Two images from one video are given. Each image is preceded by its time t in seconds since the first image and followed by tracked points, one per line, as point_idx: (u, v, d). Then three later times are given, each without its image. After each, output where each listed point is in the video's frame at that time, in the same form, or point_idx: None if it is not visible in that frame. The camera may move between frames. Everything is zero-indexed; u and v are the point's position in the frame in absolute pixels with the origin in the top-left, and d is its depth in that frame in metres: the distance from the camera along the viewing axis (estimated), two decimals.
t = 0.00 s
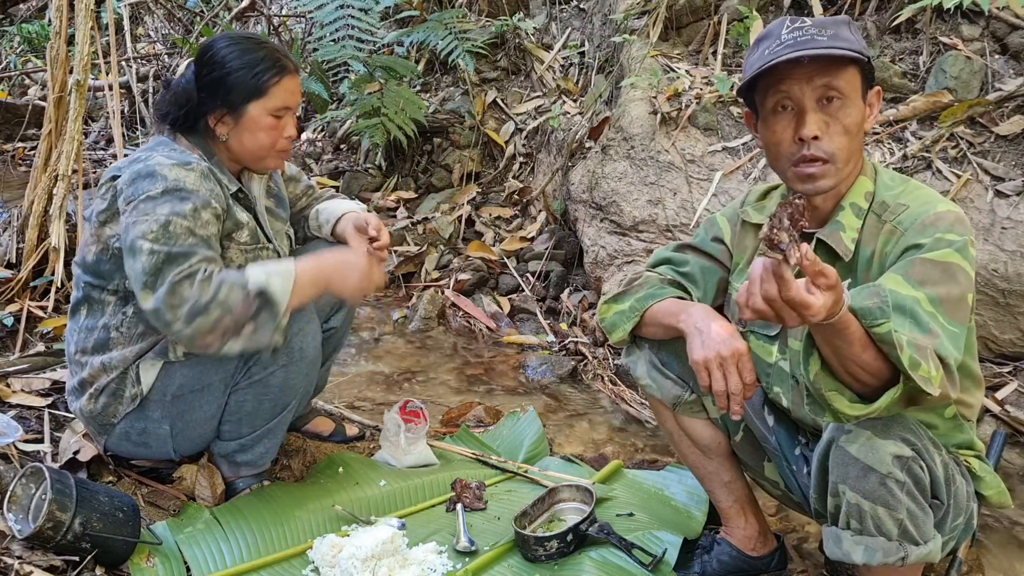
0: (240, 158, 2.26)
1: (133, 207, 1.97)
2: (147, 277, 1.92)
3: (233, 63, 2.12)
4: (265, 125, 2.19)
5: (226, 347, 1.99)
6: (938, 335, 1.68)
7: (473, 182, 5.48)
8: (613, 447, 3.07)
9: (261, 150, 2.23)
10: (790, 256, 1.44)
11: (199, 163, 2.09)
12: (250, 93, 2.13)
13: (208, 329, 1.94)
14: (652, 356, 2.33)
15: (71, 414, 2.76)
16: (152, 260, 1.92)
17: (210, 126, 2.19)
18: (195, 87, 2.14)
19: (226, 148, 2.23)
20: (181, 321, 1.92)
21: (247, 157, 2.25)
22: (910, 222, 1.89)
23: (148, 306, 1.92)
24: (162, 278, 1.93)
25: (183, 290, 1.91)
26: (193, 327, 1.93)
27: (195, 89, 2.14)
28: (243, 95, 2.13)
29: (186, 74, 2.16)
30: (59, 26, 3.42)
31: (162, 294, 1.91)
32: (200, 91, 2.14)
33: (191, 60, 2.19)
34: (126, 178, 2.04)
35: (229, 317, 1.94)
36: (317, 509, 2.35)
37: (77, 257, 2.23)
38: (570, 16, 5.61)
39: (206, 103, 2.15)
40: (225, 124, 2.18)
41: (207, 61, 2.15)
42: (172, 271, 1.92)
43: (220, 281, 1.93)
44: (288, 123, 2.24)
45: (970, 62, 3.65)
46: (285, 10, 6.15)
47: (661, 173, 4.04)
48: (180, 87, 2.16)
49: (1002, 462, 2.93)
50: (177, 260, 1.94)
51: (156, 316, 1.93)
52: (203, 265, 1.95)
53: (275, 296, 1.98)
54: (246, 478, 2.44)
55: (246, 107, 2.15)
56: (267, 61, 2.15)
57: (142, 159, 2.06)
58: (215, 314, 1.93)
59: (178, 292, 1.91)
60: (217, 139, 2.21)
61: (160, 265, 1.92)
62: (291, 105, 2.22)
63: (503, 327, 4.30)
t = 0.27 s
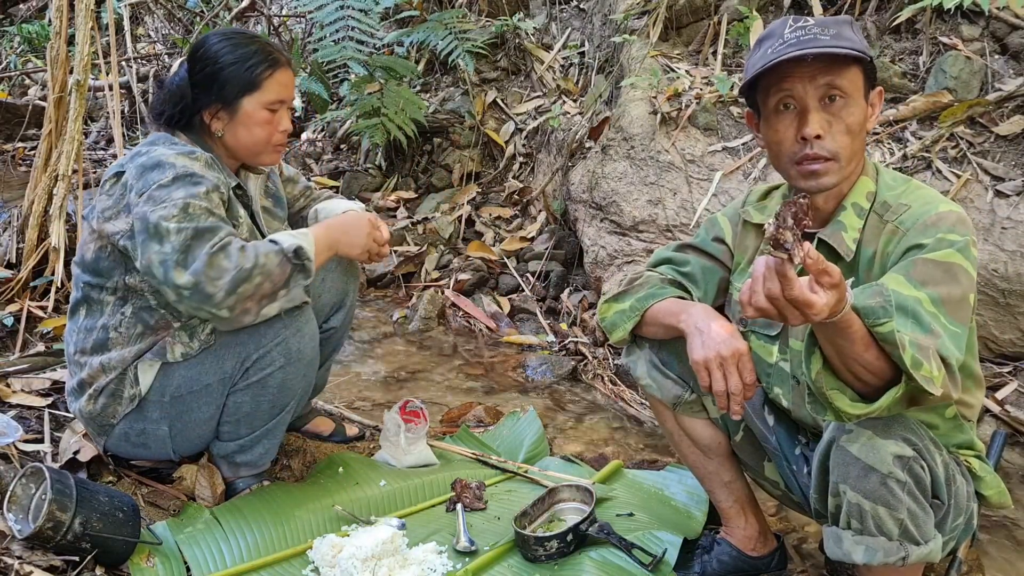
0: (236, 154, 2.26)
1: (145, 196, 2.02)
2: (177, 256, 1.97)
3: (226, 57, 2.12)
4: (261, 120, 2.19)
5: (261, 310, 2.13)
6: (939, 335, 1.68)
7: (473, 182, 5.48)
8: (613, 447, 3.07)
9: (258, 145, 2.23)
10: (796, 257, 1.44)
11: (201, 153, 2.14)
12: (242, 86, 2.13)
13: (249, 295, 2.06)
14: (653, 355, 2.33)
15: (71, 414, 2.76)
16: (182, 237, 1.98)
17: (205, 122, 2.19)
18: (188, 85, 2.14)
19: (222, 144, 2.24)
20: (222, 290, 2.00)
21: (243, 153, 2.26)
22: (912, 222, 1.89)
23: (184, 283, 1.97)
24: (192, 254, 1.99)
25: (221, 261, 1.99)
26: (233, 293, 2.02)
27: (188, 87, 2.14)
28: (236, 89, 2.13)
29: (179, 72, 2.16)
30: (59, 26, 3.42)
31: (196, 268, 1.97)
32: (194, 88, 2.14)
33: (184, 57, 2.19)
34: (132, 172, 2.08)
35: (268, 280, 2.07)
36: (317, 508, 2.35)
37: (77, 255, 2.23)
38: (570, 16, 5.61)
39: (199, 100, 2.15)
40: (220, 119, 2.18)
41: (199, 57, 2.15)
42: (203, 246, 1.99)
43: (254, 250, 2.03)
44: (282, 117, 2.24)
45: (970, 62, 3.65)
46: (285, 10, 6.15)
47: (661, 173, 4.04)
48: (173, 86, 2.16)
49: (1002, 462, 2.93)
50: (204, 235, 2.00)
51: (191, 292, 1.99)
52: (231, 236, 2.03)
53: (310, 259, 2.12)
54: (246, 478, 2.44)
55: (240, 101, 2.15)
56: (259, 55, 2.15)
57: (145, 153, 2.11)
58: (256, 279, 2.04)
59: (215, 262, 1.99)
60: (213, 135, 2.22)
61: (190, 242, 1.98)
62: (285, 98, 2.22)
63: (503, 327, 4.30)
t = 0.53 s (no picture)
0: (236, 153, 2.26)
1: (151, 195, 2.03)
2: (186, 255, 2.00)
3: (225, 56, 2.12)
4: (261, 120, 2.20)
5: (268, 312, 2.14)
6: (940, 335, 1.68)
7: (473, 182, 5.48)
8: (613, 447, 3.07)
9: (259, 146, 2.24)
10: (795, 257, 1.44)
11: (204, 151, 2.14)
12: (241, 85, 2.13)
13: (256, 295, 2.08)
14: (653, 355, 2.33)
15: (71, 414, 2.76)
16: (190, 236, 2.00)
17: (204, 122, 2.19)
18: (187, 84, 2.14)
19: (222, 143, 2.24)
20: (230, 290, 2.03)
21: (242, 152, 2.25)
22: (912, 222, 1.89)
23: (192, 281, 2.00)
24: (201, 253, 2.01)
25: (230, 260, 2.02)
26: (243, 292, 2.05)
27: (188, 86, 2.14)
28: (235, 88, 2.13)
29: (177, 72, 2.16)
30: (59, 26, 3.42)
31: (205, 267, 2.00)
32: (193, 88, 2.14)
33: (183, 56, 2.19)
34: (136, 171, 2.09)
35: (276, 280, 2.09)
36: (318, 508, 2.35)
37: (78, 255, 2.24)
38: (570, 16, 5.61)
39: (198, 99, 2.15)
40: (219, 119, 2.18)
41: (198, 57, 2.15)
42: (212, 245, 2.02)
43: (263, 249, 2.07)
44: (282, 116, 2.24)
45: (970, 62, 3.65)
46: (285, 10, 6.14)
47: (661, 173, 4.04)
48: (172, 86, 2.16)
49: (1002, 462, 2.93)
50: (212, 234, 2.02)
51: (201, 291, 2.01)
52: (239, 236, 2.06)
53: (318, 260, 2.16)
54: (246, 478, 2.44)
55: (239, 101, 2.15)
56: (258, 54, 2.15)
57: (149, 152, 2.12)
58: (265, 280, 2.07)
59: (225, 261, 2.01)
60: (213, 134, 2.22)
61: (198, 241, 2.01)
62: (284, 97, 2.22)
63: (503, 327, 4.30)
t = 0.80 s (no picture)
0: (236, 152, 2.26)
1: (152, 196, 2.02)
2: (188, 255, 2.00)
3: (230, 56, 2.13)
4: (264, 121, 2.20)
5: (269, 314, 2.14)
6: (941, 336, 1.68)
7: (473, 182, 5.48)
8: (613, 447, 3.07)
9: (262, 146, 2.24)
10: (797, 254, 1.44)
11: (206, 151, 2.14)
12: (246, 86, 2.13)
13: (258, 296, 2.08)
14: (653, 355, 2.33)
15: (71, 414, 2.76)
16: (193, 237, 2.00)
17: (207, 121, 2.19)
18: (192, 84, 2.13)
19: (223, 143, 2.24)
20: (231, 291, 2.02)
21: (243, 151, 2.25)
22: (912, 223, 1.89)
23: (195, 281, 2.00)
24: (203, 253, 2.01)
25: (232, 261, 2.02)
26: (245, 292, 2.05)
27: (191, 86, 2.14)
28: (240, 88, 2.13)
29: (182, 70, 2.15)
30: (59, 26, 3.42)
31: (207, 268, 2.00)
32: (196, 87, 2.14)
33: (187, 56, 2.20)
34: (137, 172, 2.09)
35: (278, 280, 2.09)
36: (319, 508, 2.35)
37: (78, 255, 2.23)
38: (571, 16, 5.61)
39: (202, 99, 2.15)
40: (222, 118, 2.18)
41: (203, 56, 2.16)
42: (215, 246, 2.01)
43: (263, 251, 2.07)
44: (284, 118, 2.24)
45: (970, 62, 3.64)
46: (285, 10, 6.15)
47: (661, 173, 4.04)
48: (175, 84, 2.15)
49: (1002, 462, 2.93)
50: (214, 234, 2.02)
51: (203, 292, 2.01)
52: (241, 238, 2.06)
53: (319, 261, 2.17)
54: (246, 478, 2.45)
55: (244, 101, 2.15)
56: (263, 56, 2.16)
57: (150, 152, 2.11)
58: (267, 280, 2.07)
59: (228, 262, 2.01)
60: (214, 133, 2.22)
61: (200, 242, 2.00)
62: (288, 100, 2.22)
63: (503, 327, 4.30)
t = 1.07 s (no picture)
0: (234, 151, 2.25)
1: (154, 194, 2.03)
2: (191, 253, 2.00)
3: (231, 56, 2.14)
4: (263, 121, 2.20)
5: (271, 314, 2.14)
6: (944, 336, 1.68)
7: (473, 182, 5.48)
8: (612, 447, 3.07)
9: (263, 146, 2.24)
10: (805, 242, 1.45)
11: (208, 150, 2.14)
12: (246, 86, 2.14)
13: (261, 295, 2.08)
14: (653, 355, 2.32)
15: (71, 414, 2.76)
16: (196, 234, 2.00)
17: (206, 120, 2.19)
18: (193, 82, 2.14)
19: (222, 142, 2.23)
20: (235, 289, 2.03)
21: (242, 149, 2.24)
22: (913, 224, 1.89)
23: (198, 279, 2.00)
24: (206, 251, 2.01)
25: (236, 259, 2.02)
26: (248, 291, 2.05)
27: (192, 84, 2.14)
28: (239, 88, 2.13)
29: (183, 70, 2.17)
30: (59, 26, 3.42)
31: (211, 265, 2.00)
32: (197, 85, 2.14)
33: (189, 55, 2.20)
34: (138, 171, 2.09)
35: (280, 280, 2.09)
36: (319, 508, 2.35)
37: (79, 254, 2.23)
38: (571, 16, 5.62)
39: (202, 98, 2.15)
40: (221, 117, 2.18)
41: (205, 55, 2.16)
42: (218, 244, 2.01)
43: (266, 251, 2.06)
44: (284, 119, 2.24)
45: (970, 62, 3.64)
46: (285, 10, 6.14)
47: (661, 173, 4.04)
48: (177, 83, 2.16)
49: (1002, 462, 2.93)
50: (217, 232, 2.02)
51: (206, 289, 2.01)
52: (245, 236, 2.06)
53: (322, 263, 2.17)
54: (246, 478, 2.45)
55: (243, 101, 2.15)
56: (264, 57, 2.16)
57: (151, 151, 2.12)
58: (270, 280, 2.07)
59: (233, 260, 2.02)
60: (214, 132, 2.22)
61: (203, 239, 2.00)
62: (289, 101, 2.22)
63: (503, 327, 4.30)
